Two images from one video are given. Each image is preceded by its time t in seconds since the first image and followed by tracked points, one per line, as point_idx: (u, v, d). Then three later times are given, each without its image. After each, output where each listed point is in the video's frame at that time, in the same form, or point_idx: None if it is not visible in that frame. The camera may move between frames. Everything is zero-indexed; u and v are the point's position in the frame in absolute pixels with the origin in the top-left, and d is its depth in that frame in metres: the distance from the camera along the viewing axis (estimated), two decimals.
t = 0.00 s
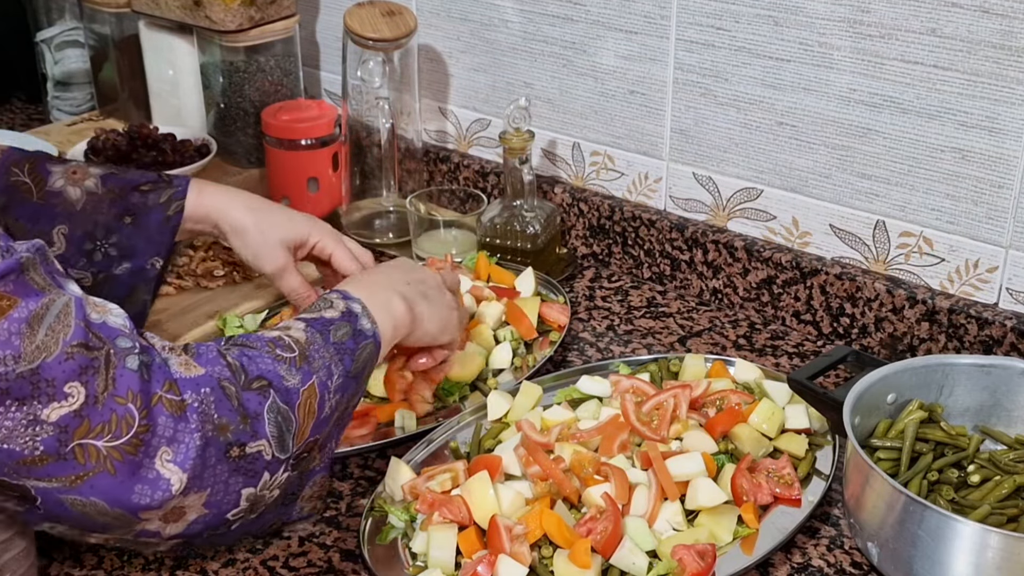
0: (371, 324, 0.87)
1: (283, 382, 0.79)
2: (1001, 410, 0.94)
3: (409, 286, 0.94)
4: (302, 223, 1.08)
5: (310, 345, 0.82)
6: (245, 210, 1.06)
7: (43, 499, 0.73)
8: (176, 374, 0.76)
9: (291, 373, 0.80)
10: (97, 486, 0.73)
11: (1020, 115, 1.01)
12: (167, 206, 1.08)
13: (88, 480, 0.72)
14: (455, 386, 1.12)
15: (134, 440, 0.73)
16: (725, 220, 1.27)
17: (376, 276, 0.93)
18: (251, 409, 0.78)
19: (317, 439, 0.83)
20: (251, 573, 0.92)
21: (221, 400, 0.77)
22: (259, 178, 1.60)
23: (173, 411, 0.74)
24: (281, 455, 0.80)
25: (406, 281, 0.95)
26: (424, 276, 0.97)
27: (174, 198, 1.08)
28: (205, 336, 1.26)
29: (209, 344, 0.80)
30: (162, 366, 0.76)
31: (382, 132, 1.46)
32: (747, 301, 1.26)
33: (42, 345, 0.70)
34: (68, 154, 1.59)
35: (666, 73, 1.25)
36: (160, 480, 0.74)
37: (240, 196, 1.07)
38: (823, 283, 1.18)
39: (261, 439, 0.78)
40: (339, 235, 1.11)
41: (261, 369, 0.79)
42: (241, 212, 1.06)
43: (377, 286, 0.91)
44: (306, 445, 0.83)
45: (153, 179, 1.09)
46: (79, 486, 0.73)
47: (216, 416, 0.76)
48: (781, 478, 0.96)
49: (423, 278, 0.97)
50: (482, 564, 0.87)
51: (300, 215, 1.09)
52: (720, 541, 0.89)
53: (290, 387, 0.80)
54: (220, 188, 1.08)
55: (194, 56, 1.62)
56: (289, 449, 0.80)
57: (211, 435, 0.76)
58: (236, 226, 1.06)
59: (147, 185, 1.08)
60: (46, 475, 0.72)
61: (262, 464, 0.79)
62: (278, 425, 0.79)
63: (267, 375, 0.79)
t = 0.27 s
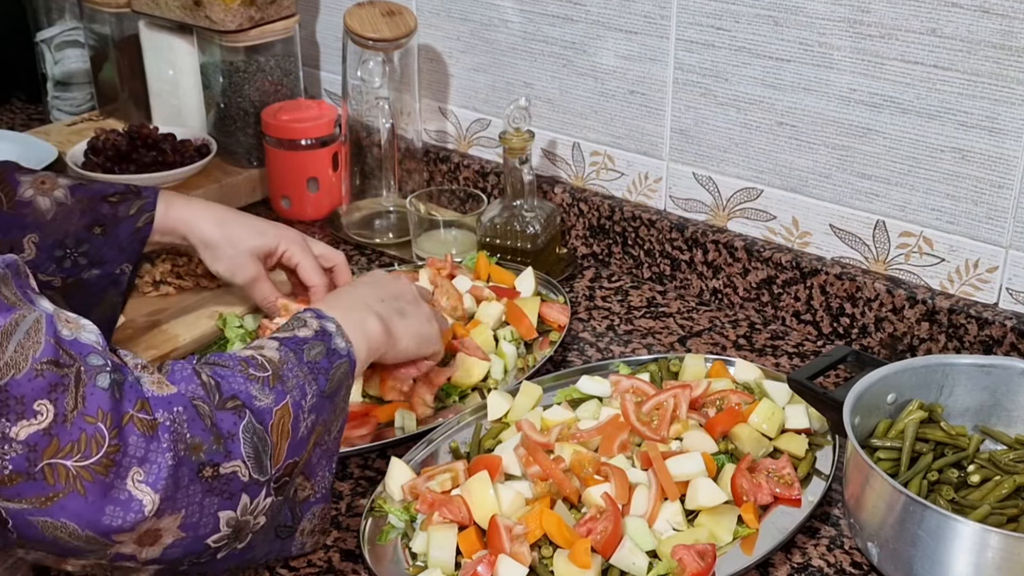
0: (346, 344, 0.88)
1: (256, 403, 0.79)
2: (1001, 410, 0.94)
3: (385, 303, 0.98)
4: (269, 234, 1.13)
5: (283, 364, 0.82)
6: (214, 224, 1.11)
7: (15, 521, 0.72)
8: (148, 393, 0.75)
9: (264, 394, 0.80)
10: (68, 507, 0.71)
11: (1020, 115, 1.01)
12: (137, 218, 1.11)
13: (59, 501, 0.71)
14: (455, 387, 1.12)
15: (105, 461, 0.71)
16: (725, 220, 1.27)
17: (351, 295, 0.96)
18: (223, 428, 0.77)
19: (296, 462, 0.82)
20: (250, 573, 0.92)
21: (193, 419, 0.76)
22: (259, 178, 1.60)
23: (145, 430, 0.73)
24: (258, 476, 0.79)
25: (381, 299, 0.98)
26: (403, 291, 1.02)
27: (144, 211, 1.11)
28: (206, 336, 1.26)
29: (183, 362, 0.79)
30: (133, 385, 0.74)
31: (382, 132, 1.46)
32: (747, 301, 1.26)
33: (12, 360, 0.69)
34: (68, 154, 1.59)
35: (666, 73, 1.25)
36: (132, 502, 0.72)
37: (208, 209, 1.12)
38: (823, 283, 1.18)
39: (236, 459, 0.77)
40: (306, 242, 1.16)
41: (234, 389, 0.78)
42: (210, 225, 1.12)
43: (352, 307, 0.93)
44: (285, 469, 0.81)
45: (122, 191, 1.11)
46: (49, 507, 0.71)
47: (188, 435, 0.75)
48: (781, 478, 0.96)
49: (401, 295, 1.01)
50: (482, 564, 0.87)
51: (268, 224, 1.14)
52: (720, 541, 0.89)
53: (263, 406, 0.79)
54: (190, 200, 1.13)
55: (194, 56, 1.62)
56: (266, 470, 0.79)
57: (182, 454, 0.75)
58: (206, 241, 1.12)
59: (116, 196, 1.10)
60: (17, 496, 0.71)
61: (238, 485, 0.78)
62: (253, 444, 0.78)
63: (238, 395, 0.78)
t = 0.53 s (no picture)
0: (299, 348, 0.78)
1: (192, 440, 0.71)
2: (1001, 410, 0.94)
3: (348, 288, 0.87)
4: (240, 203, 1.11)
5: (226, 389, 0.74)
6: (183, 206, 1.09)
7: None
8: (75, 444, 0.67)
9: (202, 426, 0.72)
10: None
11: (1020, 115, 1.01)
12: (105, 210, 1.08)
13: None
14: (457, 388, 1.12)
15: (26, 517, 0.65)
16: (725, 220, 1.27)
17: (310, 284, 0.85)
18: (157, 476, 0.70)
19: (240, 487, 0.76)
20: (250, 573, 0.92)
21: (123, 471, 0.69)
22: (259, 178, 1.60)
23: (70, 486, 0.67)
24: (195, 516, 0.73)
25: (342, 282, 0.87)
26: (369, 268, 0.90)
27: (110, 202, 1.08)
28: (206, 335, 1.26)
29: (119, 399, 0.71)
30: (66, 435, 0.67)
31: (382, 132, 1.46)
32: (747, 301, 1.26)
33: None
34: (68, 154, 1.59)
35: (666, 73, 1.25)
36: (52, 558, 0.66)
37: (175, 195, 1.10)
38: (823, 283, 1.18)
39: (167, 505, 0.71)
40: (279, 202, 1.14)
41: (172, 429, 0.71)
42: (181, 210, 1.10)
43: (308, 297, 0.83)
44: (227, 496, 0.75)
45: (88, 185, 1.08)
46: None
47: (118, 489, 0.68)
48: (781, 477, 0.96)
49: (368, 274, 0.90)
50: (482, 564, 0.87)
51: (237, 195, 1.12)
52: (720, 541, 0.89)
53: (202, 443, 0.72)
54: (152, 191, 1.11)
55: (194, 56, 1.62)
56: (204, 508, 0.73)
57: (108, 508, 0.68)
58: (180, 225, 1.09)
59: (82, 191, 1.08)
60: None
61: (171, 529, 0.72)
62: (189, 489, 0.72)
63: (174, 436, 0.71)
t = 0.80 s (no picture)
0: (231, 339, 0.80)
1: (133, 444, 0.73)
2: (1001, 410, 0.94)
3: (276, 277, 0.89)
4: (234, 222, 0.99)
5: (163, 389, 0.75)
6: (174, 215, 0.97)
7: None
8: (26, 458, 0.69)
9: (144, 430, 0.74)
10: None
11: (1020, 115, 1.01)
12: (93, 218, 0.97)
13: None
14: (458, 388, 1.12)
15: None
16: (725, 220, 1.27)
17: (238, 273, 0.87)
18: (103, 484, 0.72)
19: (182, 484, 0.77)
20: (250, 573, 0.92)
21: (73, 481, 0.70)
22: (259, 178, 1.60)
23: (23, 501, 0.68)
24: (142, 518, 0.75)
25: (273, 274, 0.89)
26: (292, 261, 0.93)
27: (98, 209, 0.97)
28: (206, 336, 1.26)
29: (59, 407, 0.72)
30: (18, 451, 0.69)
31: (382, 132, 1.46)
32: (747, 301, 1.26)
33: None
34: (68, 154, 1.59)
35: (666, 73, 1.25)
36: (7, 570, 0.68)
37: (164, 201, 0.98)
38: (823, 283, 1.18)
39: (115, 510, 0.73)
40: (276, 224, 1.03)
41: (115, 436, 0.73)
42: (168, 218, 0.97)
43: (236, 287, 0.85)
44: (171, 493, 0.77)
45: (74, 189, 0.97)
46: None
47: (70, 500, 0.70)
48: (781, 478, 0.96)
49: (296, 267, 0.93)
50: (482, 564, 0.87)
51: (230, 210, 1.00)
52: (720, 541, 0.89)
53: (144, 446, 0.74)
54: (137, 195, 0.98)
55: (194, 55, 1.62)
56: (150, 508, 0.75)
57: (61, 519, 0.70)
58: (169, 236, 0.97)
59: (68, 197, 0.96)
60: None
61: (121, 533, 0.74)
62: (135, 494, 0.74)
63: (118, 442, 0.73)
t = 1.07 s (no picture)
0: (237, 400, 0.83)
1: (109, 491, 0.73)
2: (1001, 410, 0.94)
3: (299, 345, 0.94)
4: (211, 262, 1.07)
5: (155, 438, 0.76)
6: (150, 259, 1.05)
7: None
8: None
9: (123, 477, 0.74)
10: None
11: (1020, 115, 1.01)
12: (73, 255, 1.04)
13: None
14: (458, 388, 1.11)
15: None
16: (725, 220, 1.27)
17: (263, 335, 0.92)
18: (69, 528, 0.71)
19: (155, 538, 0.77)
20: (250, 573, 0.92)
21: (36, 524, 0.70)
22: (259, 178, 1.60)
23: None
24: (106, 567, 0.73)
25: (294, 341, 0.94)
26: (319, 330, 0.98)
27: (78, 248, 1.04)
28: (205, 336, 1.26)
29: (39, 443, 0.73)
30: None
31: (382, 132, 1.46)
32: (747, 301, 1.26)
33: None
34: (68, 154, 1.59)
35: (666, 73, 1.25)
36: None
37: (144, 245, 1.05)
38: (823, 283, 1.18)
39: (77, 557, 0.71)
40: (253, 264, 1.10)
41: (89, 481, 0.72)
42: (147, 260, 1.05)
43: (257, 350, 0.89)
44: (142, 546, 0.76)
45: (58, 228, 1.05)
46: None
47: (30, 543, 0.69)
48: (781, 478, 0.96)
49: (318, 336, 0.97)
50: (482, 564, 0.87)
51: (209, 252, 1.08)
52: (720, 541, 0.89)
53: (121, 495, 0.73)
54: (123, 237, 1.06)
55: (194, 56, 1.62)
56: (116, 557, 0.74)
57: (17, 561, 0.69)
58: (145, 278, 1.05)
59: (51, 233, 1.04)
60: None
61: None
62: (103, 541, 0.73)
63: (91, 487, 0.72)
